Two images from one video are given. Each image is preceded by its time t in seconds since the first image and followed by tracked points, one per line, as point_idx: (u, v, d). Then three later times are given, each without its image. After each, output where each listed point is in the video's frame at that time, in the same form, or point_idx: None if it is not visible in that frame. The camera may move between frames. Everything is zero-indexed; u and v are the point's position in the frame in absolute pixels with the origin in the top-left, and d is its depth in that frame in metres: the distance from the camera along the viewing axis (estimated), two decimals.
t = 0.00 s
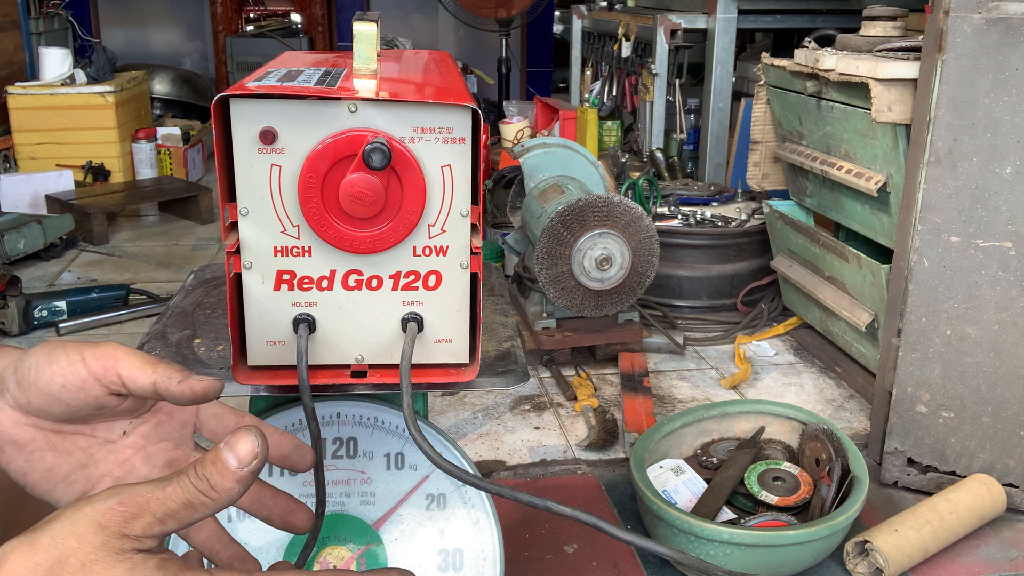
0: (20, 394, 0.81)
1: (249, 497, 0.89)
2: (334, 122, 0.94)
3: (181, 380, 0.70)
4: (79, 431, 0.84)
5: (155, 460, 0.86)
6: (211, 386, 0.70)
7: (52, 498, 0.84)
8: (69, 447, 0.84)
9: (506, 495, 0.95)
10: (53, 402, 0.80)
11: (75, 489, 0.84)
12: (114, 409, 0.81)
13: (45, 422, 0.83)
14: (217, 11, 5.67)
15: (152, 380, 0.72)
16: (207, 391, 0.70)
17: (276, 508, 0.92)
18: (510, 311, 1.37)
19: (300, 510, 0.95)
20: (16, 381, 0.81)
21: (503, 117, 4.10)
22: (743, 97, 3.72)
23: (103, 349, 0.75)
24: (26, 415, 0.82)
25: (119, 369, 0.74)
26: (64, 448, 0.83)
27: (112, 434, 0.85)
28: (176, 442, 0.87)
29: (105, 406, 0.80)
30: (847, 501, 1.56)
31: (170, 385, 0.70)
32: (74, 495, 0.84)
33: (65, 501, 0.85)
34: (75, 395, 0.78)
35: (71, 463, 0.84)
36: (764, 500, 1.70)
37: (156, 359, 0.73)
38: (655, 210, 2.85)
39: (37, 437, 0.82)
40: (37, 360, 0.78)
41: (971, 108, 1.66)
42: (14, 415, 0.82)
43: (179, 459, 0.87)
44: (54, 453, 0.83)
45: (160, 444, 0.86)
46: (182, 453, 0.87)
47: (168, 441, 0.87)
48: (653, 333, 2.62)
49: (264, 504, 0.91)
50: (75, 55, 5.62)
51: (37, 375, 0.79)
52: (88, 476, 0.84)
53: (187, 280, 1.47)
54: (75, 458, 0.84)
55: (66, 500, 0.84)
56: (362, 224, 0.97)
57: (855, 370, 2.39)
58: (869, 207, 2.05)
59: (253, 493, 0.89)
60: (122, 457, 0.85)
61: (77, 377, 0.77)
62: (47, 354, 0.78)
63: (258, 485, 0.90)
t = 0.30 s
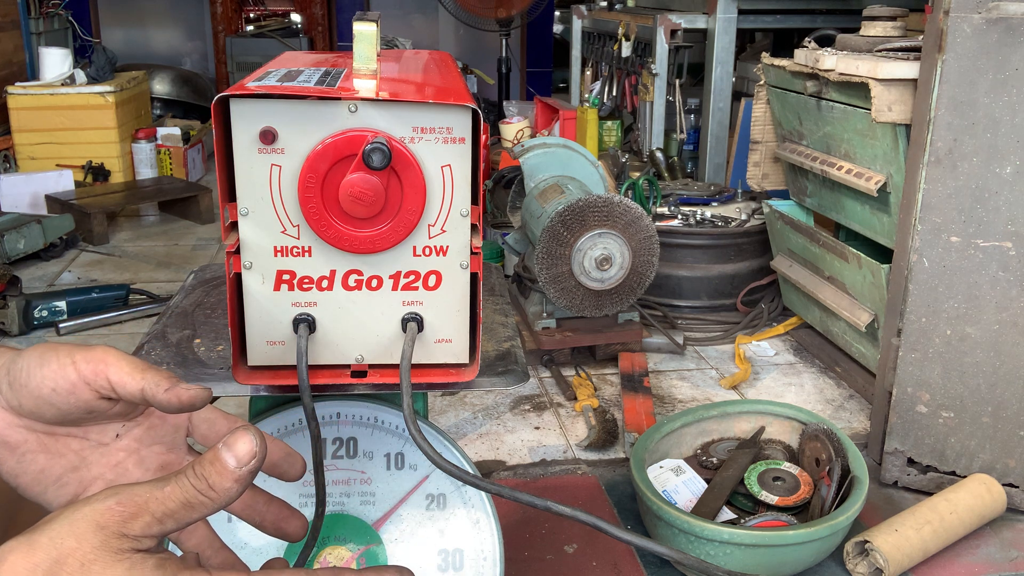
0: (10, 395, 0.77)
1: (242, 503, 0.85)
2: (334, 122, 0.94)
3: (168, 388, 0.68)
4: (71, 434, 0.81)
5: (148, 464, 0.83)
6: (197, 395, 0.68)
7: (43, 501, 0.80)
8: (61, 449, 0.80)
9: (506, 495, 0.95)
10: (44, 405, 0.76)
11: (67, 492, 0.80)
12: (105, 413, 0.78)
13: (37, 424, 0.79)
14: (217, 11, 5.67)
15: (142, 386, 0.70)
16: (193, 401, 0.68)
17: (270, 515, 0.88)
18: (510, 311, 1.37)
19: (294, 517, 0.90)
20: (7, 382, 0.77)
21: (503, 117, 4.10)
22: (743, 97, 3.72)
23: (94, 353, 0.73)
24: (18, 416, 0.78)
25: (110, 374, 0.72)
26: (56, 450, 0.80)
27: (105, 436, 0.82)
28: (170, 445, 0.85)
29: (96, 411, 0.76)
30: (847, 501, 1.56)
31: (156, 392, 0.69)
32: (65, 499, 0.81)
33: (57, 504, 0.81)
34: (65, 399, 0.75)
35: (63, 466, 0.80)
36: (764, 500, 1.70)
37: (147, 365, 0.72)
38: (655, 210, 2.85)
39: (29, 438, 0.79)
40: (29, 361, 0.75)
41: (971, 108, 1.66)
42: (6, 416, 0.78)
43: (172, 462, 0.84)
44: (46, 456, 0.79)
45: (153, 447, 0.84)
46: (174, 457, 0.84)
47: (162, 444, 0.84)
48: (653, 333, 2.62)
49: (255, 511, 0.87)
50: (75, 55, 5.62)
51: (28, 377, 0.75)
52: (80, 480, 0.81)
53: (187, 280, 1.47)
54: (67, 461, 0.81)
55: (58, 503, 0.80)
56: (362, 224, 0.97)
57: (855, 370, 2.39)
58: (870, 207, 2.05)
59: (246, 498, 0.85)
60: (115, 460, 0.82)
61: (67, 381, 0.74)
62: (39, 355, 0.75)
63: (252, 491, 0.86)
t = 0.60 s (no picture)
0: (8, 393, 0.77)
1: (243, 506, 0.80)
2: (334, 122, 0.94)
3: (161, 389, 0.68)
4: (68, 431, 0.80)
5: (146, 462, 0.82)
6: (190, 396, 0.68)
7: (41, 498, 0.79)
8: (58, 447, 0.79)
9: (506, 495, 0.95)
10: (41, 403, 0.76)
11: (64, 490, 0.80)
12: (101, 413, 0.77)
13: (35, 421, 0.78)
14: (217, 11, 5.67)
15: (135, 387, 0.69)
16: (186, 402, 0.69)
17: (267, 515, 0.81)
18: (510, 311, 1.37)
19: (292, 516, 0.84)
20: (5, 380, 0.77)
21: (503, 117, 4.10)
22: (743, 97, 3.72)
23: (90, 352, 0.72)
24: (15, 413, 0.78)
25: (104, 374, 0.71)
26: (54, 448, 0.79)
27: (102, 434, 0.80)
28: (167, 443, 0.83)
29: (91, 410, 0.75)
30: (847, 500, 1.56)
31: (150, 393, 0.68)
32: (62, 496, 0.80)
33: (54, 503, 0.80)
34: (61, 398, 0.75)
35: (60, 463, 0.79)
36: (765, 500, 1.70)
37: (141, 364, 0.71)
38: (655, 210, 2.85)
39: (26, 436, 0.78)
40: (26, 361, 0.75)
41: (971, 108, 1.66)
42: (3, 414, 0.78)
43: (170, 461, 0.83)
44: (44, 453, 0.79)
45: (151, 445, 0.82)
46: (172, 455, 0.83)
47: (160, 441, 0.83)
48: (653, 333, 2.62)
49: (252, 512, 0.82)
50: (76, 55, 5.62)
51: (25, 376, 0.75)
52: (78, 477, 0.79)
53: (187, 280, 1.47)
54: (65, 458, 0.79)
55: (55, 501, 0.80)
56: (362, 224, 0.97)
57: (855, 370, 2.39)
58: (870, 207, 2.05)
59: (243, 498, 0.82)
60: (112, 458, 0.81)
61: (63, 380, 0.73)
62: (35, 354, 0.75)
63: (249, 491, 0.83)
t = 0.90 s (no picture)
0: (3, 398, 0.74)
1: (235, 508, 0.78)
2: (334, 122, 0.94)
3: (148, 404, 0.62)
4: (66, 435, 0.78)
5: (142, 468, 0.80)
6: (176, 413, 0.61)
7: (36, 503, 0.78)
8: (55, 451, 0.78)
9: (506, 495, 0.95)
10: (36, 410, 0.72)
11: (61, 495, 0.78)
12: (97, 418, 0.73)
13: (31, 425, 0.76)
14: (217, 11, 5.67)
15: (124, 399, 0.64)
16: (172, 419, 0.61)
17: (264, 522, 0.80)
18: (510, 311, 1.37)
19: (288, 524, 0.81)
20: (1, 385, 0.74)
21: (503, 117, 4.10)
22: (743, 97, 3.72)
23: (84, 358, 0.68)
24: (12, 418, 0.75)
25: (96, 383, 0.66)
26: (50, 452, 0.77)
27: (100, 439, 0.79)
28: (164, 450, 0.82)
29: (87, 416, 0.71)
30: (847, 501, 1.56)
31: (136, 407, 0.62)
32: (59, 501, 0.78)
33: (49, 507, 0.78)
34: (57, 405, 0.71)
35: (57, 468, 0.78)
36: (765, 500, 1.70)
37: (134, 376, 0.65)
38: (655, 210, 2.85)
39: (23, 440, 0.76)
40: (21, 366, 0.71)
41: (971, 108, 1.66)
42: None
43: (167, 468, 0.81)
44: (40, 457, 0.77)
45: (148, 451, 0.81)
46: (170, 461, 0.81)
47: (157, 448, 0.81)
48: (653, 333, 2.62)
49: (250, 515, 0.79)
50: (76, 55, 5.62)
51: (20, 382, 0.72)
52: (74, 482, 0.78)
53: (187, 280, 1.47)
54: (61, 463, 0.78)
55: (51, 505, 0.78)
56: (362, 224, 0.97)
57: (855, 370, 2.39)
58: (870, 207, 2.05)
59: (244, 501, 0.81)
60: (109, 463, 0.79)
61: (57, 388, 0.70)
62: (30, 359, 0.71)
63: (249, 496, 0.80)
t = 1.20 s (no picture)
0: (3, 397, 0.74)
1: (234, 507, 0.78)
2: (334, 122, 0.94)
3: (143, 407, 0.61)
4: (65, 434, 0.77)
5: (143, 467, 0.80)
6: (170, 418, 0.61)
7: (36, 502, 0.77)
8: (54, 450, 0.77)
9: (505, 495, 0.95)
10: (34, 410, 0.72)
11: (60, 494, 0.78)
12: (96, 417, 0.73)
13: (30, 425, 0.75)
14: (217, 11, 5.67)
15: (120, 400, 0.63)
16: (166, 424, 0.61)
17: (263, 521, 0.79)
18: (510, 311, 1.37)
19: (287, 524, 0.80)
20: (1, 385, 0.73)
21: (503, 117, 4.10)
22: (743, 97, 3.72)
23: (82, 358, 0.67)
24: (12, 417, 0.75)
25: (93, 383, 0.66)
26: (49, 451, 0.77)
27: (99, 438, 0.79)
28: (164, 448, 0.81)
29: (85, 416, 0.71)
30: (847, 500, 1.56)
31: (131, 410, 0.62)
32: (58, 500, 0.78)
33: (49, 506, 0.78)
34: (55, 405, 0.71)
35: (56, 467, 0.77)
36: (764, 500, 1.70)
37: (131, 377, 0.65)
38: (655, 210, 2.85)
39: (22, 439, 0.75)
40: (19, 366, 0.71)
41: (971, 108, 1.66)
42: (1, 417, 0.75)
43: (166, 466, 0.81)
44: (39, 457, 0.76)
45: (147, 450, 0.80)
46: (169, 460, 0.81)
47: (157, 447, 0.81)
48: (653, 333, 2.62)
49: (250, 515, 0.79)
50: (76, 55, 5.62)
51: (18, 381, 0.71)
52: (73, 481, 0.78)
53: (187, 280, 1.47)
54: (61, 462, 0.77)
55: (52, 504, 0.78)
56: (362, 224, 0.97)
57: (855, 370, 2.39)
58: (870, 207, 2.05)
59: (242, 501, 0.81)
60: (108, 461, 0.79)
61: (55, 388, 0.69)
62: (29, 359, 0.71)
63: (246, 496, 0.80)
